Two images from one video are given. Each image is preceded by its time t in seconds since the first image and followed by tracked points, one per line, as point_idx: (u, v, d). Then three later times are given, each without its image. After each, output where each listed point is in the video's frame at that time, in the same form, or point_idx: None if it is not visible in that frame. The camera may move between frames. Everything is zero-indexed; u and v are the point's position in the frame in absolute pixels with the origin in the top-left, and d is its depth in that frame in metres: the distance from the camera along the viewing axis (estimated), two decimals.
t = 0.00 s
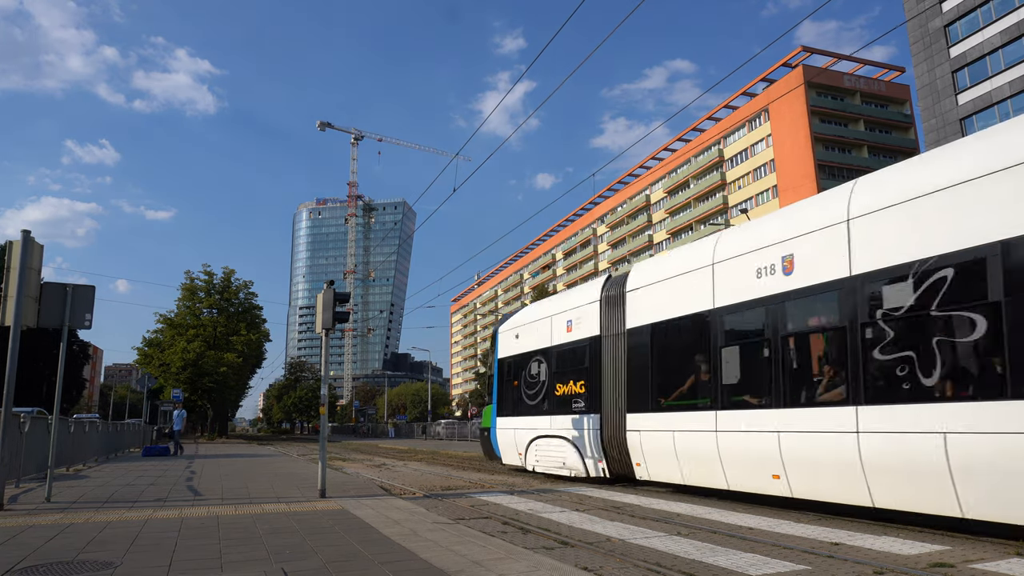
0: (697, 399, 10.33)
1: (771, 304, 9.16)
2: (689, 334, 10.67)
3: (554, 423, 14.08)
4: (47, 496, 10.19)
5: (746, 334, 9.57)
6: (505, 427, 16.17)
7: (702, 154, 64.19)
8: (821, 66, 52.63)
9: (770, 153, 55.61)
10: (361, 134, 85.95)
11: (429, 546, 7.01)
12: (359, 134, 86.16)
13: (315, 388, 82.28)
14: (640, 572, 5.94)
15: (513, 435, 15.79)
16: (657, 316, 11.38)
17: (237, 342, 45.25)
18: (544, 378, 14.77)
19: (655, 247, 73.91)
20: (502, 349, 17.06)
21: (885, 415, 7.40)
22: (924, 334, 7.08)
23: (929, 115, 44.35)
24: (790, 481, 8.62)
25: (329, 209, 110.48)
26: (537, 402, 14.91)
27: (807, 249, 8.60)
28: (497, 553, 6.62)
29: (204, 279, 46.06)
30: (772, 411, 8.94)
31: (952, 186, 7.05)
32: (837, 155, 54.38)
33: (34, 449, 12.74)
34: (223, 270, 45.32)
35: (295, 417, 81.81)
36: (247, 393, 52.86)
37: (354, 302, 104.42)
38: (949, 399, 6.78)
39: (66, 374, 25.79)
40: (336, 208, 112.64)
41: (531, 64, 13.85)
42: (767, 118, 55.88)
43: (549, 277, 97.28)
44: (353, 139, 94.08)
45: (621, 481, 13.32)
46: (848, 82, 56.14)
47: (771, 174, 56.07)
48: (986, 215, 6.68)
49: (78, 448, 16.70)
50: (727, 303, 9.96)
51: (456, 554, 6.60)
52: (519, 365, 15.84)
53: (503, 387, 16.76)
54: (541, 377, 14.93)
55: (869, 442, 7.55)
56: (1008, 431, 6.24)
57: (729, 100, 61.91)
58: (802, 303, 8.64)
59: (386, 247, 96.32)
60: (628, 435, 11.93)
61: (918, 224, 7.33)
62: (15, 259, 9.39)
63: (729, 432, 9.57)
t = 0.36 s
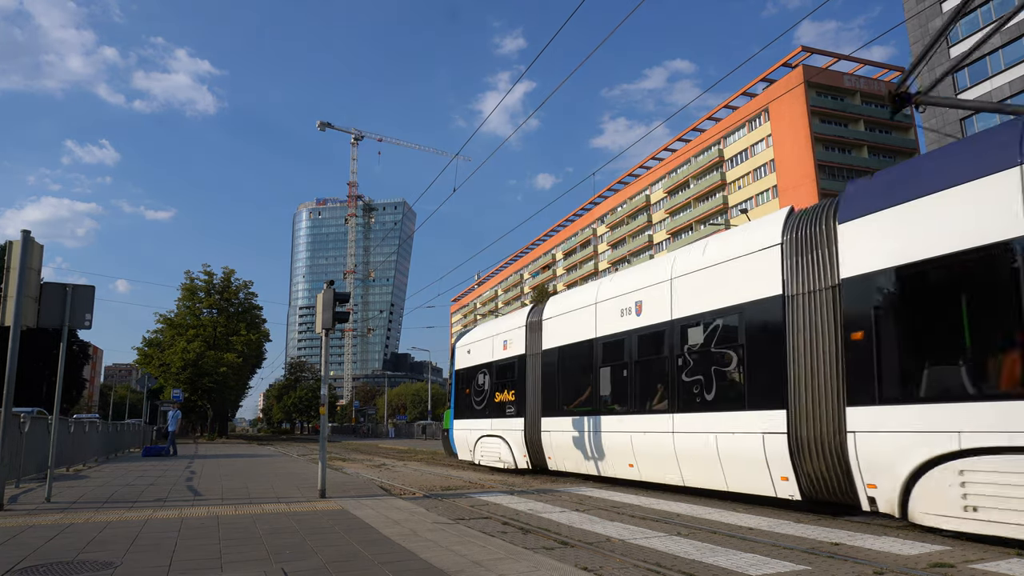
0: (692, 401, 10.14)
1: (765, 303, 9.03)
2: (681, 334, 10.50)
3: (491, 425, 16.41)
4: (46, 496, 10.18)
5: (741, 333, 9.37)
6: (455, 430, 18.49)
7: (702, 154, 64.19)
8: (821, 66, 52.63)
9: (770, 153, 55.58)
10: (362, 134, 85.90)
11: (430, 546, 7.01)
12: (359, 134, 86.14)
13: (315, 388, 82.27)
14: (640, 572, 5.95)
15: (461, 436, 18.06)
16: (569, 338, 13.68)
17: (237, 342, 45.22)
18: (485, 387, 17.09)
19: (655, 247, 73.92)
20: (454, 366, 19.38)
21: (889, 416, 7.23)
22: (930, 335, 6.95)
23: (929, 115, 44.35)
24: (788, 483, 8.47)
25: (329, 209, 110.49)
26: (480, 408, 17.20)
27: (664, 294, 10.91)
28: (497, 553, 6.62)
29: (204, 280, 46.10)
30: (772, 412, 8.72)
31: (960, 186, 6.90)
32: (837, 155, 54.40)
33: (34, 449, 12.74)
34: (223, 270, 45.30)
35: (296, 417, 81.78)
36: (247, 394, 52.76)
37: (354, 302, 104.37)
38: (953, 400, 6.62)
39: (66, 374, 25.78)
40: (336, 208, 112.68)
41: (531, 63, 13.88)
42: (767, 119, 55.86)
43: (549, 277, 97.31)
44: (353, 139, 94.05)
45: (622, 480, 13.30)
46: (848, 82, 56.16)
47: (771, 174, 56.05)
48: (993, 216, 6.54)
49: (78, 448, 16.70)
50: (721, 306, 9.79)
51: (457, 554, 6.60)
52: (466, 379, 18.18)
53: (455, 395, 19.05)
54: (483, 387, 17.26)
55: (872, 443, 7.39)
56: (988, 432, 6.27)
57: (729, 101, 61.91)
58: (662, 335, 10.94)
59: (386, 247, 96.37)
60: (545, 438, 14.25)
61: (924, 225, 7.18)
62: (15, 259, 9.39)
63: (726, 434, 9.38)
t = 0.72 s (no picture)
0: (698, 400, 10.02)
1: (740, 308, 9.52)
2: (690, 332, 10.44)
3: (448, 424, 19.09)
4: (47, 496, 10.19)
5: (751, 332, 9.26)
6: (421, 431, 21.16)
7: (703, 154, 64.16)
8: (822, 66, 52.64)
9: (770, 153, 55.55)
10: (361, 134, 85.94)
11: (430, 546, 7.01)
12: (359, 134, 86.13)
13: (315, 388, 82.24)
14: (640, 572, 5.95)
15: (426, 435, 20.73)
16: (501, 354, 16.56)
17: (237, 342, 45.17)
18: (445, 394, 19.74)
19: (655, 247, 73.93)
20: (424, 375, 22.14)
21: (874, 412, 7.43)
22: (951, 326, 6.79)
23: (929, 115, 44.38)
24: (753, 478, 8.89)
25: (329, 209, 110.44)
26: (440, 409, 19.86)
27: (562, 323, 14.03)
28: (497, 553, 6.62)
29: (205, 279, 46.10)
30: (783, 410, 8.57)
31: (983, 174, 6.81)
32: (837, 155, 54.46)
33: (34, 449, 12.74)
34: (224, 270, 45.28)
35: (296, 417, 81.72)
36: (247, 394, 52.65)
37: (354, 302, 104.25)
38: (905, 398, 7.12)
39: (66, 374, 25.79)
40: (336, 208, 112.63)
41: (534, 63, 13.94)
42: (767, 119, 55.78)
43: (549, 277, 97.33)
44: (353, 139, 94.06)
45: (623, 481, 13.23)
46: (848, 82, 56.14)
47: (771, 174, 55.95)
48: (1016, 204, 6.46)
49: (78, 448, 16.70)
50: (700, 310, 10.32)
51: (457, 554, 6.58)
52: (430, 386, 20.97)
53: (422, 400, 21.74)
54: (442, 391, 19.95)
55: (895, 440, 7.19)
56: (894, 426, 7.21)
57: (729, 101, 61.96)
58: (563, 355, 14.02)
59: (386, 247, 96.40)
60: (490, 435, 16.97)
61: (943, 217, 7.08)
62: (15, 258, 9.39)
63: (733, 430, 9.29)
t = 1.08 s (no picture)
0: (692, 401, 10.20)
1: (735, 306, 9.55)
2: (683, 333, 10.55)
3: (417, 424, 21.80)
4: (47, 497, 10.18)
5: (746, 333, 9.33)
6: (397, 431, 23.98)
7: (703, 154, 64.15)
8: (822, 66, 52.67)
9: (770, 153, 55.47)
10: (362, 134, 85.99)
11: (430, 546, 7.01)
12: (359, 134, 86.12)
13: (315, 387, 82.27)
14: (640, 572, 5.94)
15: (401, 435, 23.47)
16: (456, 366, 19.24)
17: (238, 342, 45.18)
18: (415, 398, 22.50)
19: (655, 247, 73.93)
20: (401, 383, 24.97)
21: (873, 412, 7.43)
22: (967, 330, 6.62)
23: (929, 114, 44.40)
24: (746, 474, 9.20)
25: (330, 209, 110.46)
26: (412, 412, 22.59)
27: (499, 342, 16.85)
28: (497, 554, 6.62)
29: (205, 280, 46.12)
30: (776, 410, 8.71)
31: (996, 169, 6.55)
32: (837, 155, 54.45)
33: (34, 449, 12.72)
34: (224, 270, 45.32)
35: (296, 417, 81.76)
36: (247, 394, 52.64)
37: (354, 302, 104.23)
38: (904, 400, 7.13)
39: (66, 374, 25.79)
40: (336, 208, 112.63)
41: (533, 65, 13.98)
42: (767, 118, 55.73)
43: (550, 276, 97.36)
44: (353, 138, 94.14)
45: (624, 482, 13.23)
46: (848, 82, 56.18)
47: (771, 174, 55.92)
48: None
49: (78, 448, 16.68)
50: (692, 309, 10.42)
51: (457, 554, 6.58)
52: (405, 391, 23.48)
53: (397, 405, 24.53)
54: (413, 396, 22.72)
55: (915, 442, 6.96)
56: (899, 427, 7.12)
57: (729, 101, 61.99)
58: (501, 367, 16.63)
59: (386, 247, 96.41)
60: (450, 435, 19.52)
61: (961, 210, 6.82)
62: (15, 259, 9.39)
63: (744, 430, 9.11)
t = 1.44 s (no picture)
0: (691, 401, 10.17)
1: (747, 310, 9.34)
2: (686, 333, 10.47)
3: (388, 426, 23.95)
4: (47, 497, 10.18)
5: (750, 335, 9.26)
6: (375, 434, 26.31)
7: (703, 154, 64.10)
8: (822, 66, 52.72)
9: (770, 153, 55.44)
10: (362, 134, 86.01)
11: (430, 546, 7.01)
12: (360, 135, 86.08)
13: (315, 387, 82.24)
14: (640, 572, 5.94)
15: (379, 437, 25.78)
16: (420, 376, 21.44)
17: (238, 342, 45.16)
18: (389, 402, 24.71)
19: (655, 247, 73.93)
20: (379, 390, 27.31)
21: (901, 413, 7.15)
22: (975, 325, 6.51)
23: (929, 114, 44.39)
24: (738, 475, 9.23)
25: (330, 209, 110.43)
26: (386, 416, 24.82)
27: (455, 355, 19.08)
28: (497, 553, 6.62)
29: (205, 280, 46.12)
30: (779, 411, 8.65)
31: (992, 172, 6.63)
32: (837, 155, 54.48)
33: (35, 449, 12.72)
34: (224, 270, 45.29)
35: (296, 417, 81.76)
36: (247, 394, 52.63)
37: (354, 302, 104.21)
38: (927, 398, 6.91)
39: (66, 375, 25.76)
40: (336, 208, 112.59)
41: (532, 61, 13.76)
42: (767, 118, 55.66)
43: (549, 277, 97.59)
44: (354, 138, 94.31)
45: (624, 481, 13.24)
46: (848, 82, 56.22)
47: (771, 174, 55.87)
48: (904, 236, 7.31)
49: (78, 448, 16.68)
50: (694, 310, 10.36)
51: (457, 554, 6.58)
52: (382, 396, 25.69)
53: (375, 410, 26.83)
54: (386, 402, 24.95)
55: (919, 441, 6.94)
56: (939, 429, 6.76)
57: (729, 101, 62.04)
58: (456, 378, 18.75)
59: (386, 247, 96.38)
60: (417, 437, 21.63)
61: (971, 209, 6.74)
62: (15, 259, 9.39)
63: (755, 434, 8.97)
